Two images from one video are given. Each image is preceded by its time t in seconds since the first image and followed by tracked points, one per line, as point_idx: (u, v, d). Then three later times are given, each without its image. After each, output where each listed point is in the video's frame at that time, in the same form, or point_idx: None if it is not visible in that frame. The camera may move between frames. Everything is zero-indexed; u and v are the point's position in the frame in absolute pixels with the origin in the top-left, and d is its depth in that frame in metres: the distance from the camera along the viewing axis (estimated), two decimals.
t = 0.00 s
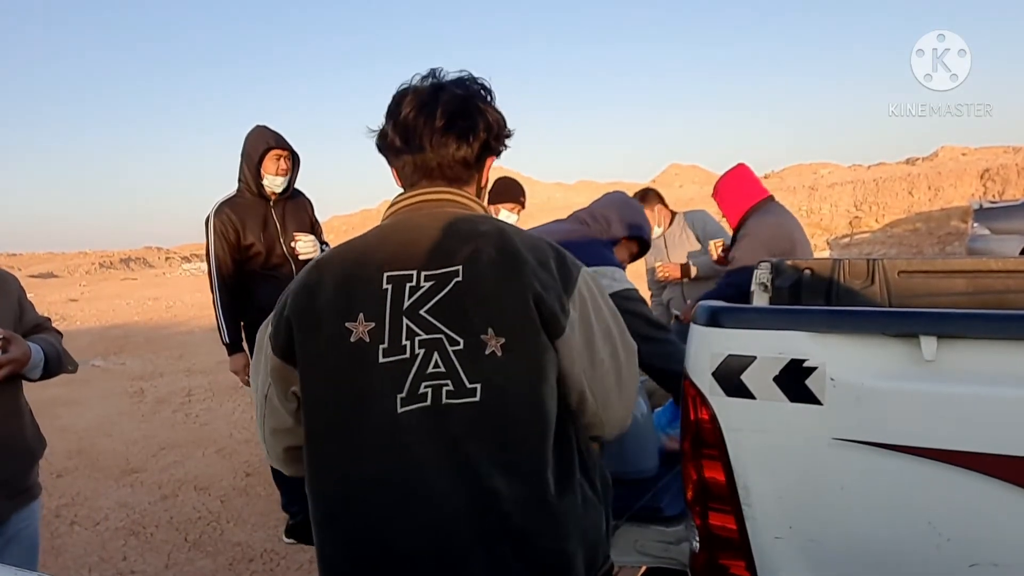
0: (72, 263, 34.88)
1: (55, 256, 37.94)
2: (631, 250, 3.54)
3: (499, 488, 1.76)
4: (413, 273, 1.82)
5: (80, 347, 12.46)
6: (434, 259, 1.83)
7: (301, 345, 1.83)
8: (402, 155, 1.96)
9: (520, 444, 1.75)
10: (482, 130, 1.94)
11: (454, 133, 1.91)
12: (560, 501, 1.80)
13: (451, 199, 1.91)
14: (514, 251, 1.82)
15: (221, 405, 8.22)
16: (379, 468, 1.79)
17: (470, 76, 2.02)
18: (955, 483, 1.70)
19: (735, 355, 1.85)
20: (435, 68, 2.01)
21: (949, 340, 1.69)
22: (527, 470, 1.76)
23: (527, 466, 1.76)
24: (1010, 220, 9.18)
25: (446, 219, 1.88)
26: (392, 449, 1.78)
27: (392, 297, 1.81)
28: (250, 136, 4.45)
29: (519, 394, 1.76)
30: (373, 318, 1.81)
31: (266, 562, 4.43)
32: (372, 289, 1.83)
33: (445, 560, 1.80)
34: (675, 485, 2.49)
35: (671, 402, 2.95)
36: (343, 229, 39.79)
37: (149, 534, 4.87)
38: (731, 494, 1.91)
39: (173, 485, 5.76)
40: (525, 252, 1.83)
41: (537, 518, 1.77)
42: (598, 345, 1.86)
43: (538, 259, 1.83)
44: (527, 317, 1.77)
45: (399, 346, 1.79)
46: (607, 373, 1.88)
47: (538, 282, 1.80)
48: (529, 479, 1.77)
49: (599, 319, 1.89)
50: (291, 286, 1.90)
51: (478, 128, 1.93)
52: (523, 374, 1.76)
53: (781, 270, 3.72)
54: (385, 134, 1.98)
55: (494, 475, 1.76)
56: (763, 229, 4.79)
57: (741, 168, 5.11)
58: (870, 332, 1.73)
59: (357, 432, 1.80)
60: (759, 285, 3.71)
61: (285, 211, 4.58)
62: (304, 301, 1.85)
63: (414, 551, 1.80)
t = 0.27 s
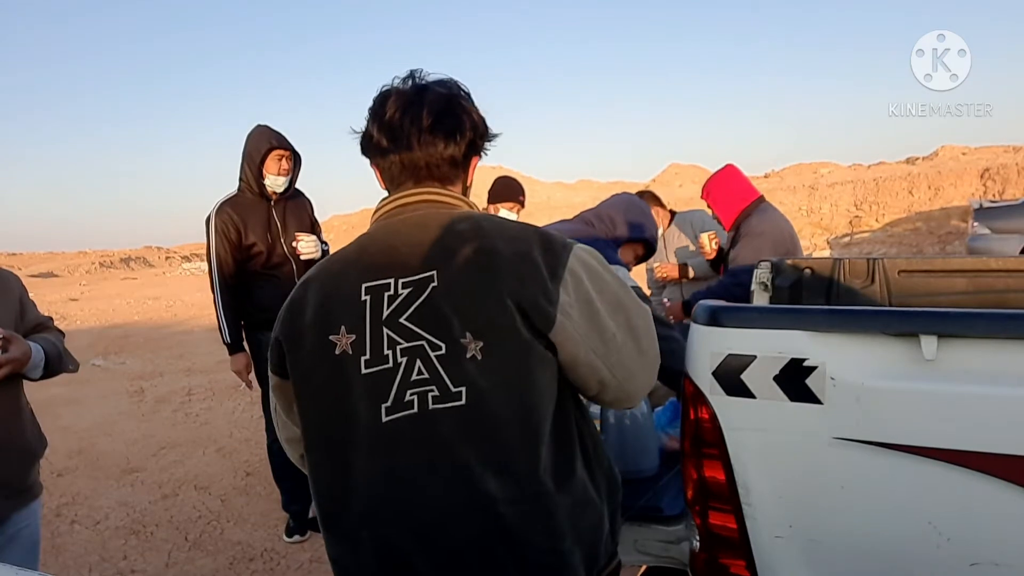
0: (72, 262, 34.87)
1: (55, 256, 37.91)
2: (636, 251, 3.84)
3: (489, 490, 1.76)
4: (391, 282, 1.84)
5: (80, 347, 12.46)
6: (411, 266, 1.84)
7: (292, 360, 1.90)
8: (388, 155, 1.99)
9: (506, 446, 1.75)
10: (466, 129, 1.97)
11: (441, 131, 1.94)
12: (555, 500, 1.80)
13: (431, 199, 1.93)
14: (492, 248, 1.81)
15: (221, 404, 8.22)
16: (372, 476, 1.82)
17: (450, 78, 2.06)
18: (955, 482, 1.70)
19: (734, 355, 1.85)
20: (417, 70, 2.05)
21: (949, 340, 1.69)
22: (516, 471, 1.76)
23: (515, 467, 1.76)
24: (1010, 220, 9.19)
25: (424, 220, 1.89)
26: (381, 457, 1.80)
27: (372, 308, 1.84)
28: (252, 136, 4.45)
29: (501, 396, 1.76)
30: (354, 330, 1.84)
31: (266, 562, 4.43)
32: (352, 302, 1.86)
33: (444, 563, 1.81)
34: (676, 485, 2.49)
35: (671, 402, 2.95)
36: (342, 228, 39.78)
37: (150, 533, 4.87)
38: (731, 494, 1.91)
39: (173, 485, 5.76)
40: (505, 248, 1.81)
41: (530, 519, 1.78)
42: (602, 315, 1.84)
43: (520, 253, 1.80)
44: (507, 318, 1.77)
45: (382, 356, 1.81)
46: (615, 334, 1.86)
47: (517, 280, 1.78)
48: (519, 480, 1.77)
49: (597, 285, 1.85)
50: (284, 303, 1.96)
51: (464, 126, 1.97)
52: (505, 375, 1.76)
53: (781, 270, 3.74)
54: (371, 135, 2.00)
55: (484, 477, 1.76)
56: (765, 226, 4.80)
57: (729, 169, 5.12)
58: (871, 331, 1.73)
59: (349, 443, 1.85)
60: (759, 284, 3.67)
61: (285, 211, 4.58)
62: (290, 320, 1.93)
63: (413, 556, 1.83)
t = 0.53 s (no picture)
0: (72, 262, 34.87)
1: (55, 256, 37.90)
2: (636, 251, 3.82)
3: (482, 489, 1.76)
4: (377, 287, 1.86)
5: (80, 347, 12.45)
6: (396, 272, 1.85)
7: (291, 369, 1.96)
8: (372, 162, 2.01)
9: (495, 445, 1.76)
10: (447, 127, 1.98)
11: (419, 132, 1.95)
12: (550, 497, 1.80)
13: (416, 199, 1.94)
14: (475, 246, 1.81)
15: (221, 404, 8.22)
16: (368, 479, 1.85)
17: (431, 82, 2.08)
18: (954, 482, 1.70)
19: (734, 354, 1.85)
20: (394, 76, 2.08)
21: (949, 339, 1.69)
22: (508, 469, 1.76)
23: (506, 466, 1.76)
24: (1011, 219, 9.17)
25: (407, 223, 1.89)
26: (375, 461, 1.83)
27: (360, 314, 1.86)
28: (254, 135, 4.45)
29: (489, 395, 1.76)
30: (344, 337, 1.88)
31: (266, 562, 4.43)
32: (342, 310, 1.89)
33: (445, 563, 1.82)
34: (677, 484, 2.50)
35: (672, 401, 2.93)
36: (342, 228, 39.78)
37: (150, 533, 4.87)
38: (731, 493, 1.91)
39: (173, 484, 5.76)
40: (489, 244, 1.80)
41: (525, 516, 1.78)
42: (603, 287, 1.80)
43: (505, 246, 1.79)
44: (492, 318, 1.77)
45: (371, 361, 1.83)
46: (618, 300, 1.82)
47: (502, 276, 1.77)
48: (511, 478, 1.77)
49: (589, 256, 1.81)
50: (284, 314, 2.02)
51: (444, 125, 1.98)
52: (491, 376, 1.77)
53: (781, 270, 3.74)
54: (355, 144, 2.03)
55: (476, 477, 1.76)
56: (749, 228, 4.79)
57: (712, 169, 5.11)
58: (871, 331, 1.74)
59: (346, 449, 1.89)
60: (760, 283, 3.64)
61: (286, 211, 4.59)
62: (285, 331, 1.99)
63: (414, 558, 1.84)
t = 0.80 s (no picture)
0: (72, 262, 34.87)
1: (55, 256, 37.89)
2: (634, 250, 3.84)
3: (482, 489, 1.76)
4: (372, 291, 1.87)
5: (80, 347, 12.46)
6: (390, 274, 1.86)
7: (288, 373, 1.97)
8: (364, 170, 2.05)
9: (493, 444, 1.76)
10: (432, 125, 2.01)
11: (406, 136, 1.98)
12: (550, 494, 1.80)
13: (406, 199, 1.95)
14: (470, 247, 1.81)
15: (221, 404, 8.22)
16: (368, 482, 1.85)
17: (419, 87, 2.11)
18: (954, 482, 1.70)
19: (734, 355, 1.85)
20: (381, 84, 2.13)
21: (949, 340, 1.69)
22: (506, 469, 1.76)
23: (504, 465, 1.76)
24: (1010, 220, 9.18)
25: (400, 224, 1.90)
26: (373, 463, 1.83)
27: (356, 317, 1.87)
28: (256, 136, 4.45)
29: (486, 394, 1.76)
30: (340, 341, 1.89)
31: (266, 562, 4.43)
32: (337, 314, 1.90)
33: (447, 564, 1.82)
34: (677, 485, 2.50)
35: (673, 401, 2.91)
36: (342, 229, 39.78)
37: (150, 533, 4.87)
38: (731, 494, 1.91)
39: (173, 485, 5.76)
40: (483, 243, 1.80)
41: (525, 514, 1.78)
42: (602, 273, 1.79)
43: (499, 244, 1.79)
44: (487, 317, 1.77)
45: (367, 364, 1.84)
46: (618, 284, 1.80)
47: (497, 275, 1.77)
48: (509, 477, 1.77)
49: (586, 244, 1.80)
50: (281, 319, 2.03)
51: (431, 127, 2.00)
52: (486, 375, 1.77)
53: (781, 270, 3.75)
54: (348, 155, 2.08)
55: (474, 477, 1.76)
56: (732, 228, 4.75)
57: (692, 169, 5.12)
58: (871, 331, 1.74)
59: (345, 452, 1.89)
60: (759, 285, 3.71)
61: (287, 212, 4.59)
62: (282, 336, 2.00)
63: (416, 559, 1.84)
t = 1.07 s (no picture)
0: (73, 262, 34.87)
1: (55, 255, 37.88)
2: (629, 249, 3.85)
3: (483, 487, 1.76)
4: (370, 290, 1.87)
5: (80, 347, 12.45)
6: (388, 274, 1.86)
7: (287, 374, 1.97)
8: (362, 175, 2.06)
9: (494, 441, 1.76)
10: (426, 125, 2.02)
11: (400, 137, 2.00)
12: (552, 490, 1.80)
13: (401, 197, 1.97)
14: (469, 244, 1.81)
15: (221, 404, 8.22)
16: (368, 482, 1.85)
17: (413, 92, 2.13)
18: (955, 482, 1.70)
19: (734, 354, 1.85)
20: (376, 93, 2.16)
21: (950, 339, 1.69)
22: (507, 466, 1.76)
23: (505, 462, 1.76)
24: (1011, 220, 9.16)
25: (397, 224, 1.90)
26: (373, 462, 1.83)
27: (355, 317, 1.87)
28: (258, 136, 4.46)
29: (486, 392, 1.76)
30: (338, 341, 1.89)
31: (266, 562, 4.43)
32: (335, 314, 1.90)
33: (447, 563, 1.82)
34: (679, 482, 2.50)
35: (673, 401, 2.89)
36: (343, 228, 39.76)
37: (150, 533, 4.87)
38: (731, 494, 1.91)
39: (173, 484, 5.75)
40: (482, 241, 1.80)
41: (526, 512, 1.78)
42: (602, 257, 1.78)
43: (498, 239, 1.79)
44: (488, 314, 1.77)
45: (366, 364, 1.84)
46: (618, 264, 1.79)
47: (497, 271, 1.77)
48: (510, 474, 1.76)
49: (581, 233, 1.81)
50: (279, 321, 2.03)
51: (425, 128, 2.02)
52: (486, 373, 1.76)
53: (781, 270, 3.78)
54: (346, 161, 2.10)
55: (474, 476, 1.76)
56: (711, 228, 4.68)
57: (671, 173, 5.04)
58: (871, 331, 1.74)
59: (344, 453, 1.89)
60: (759, 284, 3.83)
61: (289, 211, 4.59)
62: (281, 338, 2.00)
63: (417, 557, 1.84)
